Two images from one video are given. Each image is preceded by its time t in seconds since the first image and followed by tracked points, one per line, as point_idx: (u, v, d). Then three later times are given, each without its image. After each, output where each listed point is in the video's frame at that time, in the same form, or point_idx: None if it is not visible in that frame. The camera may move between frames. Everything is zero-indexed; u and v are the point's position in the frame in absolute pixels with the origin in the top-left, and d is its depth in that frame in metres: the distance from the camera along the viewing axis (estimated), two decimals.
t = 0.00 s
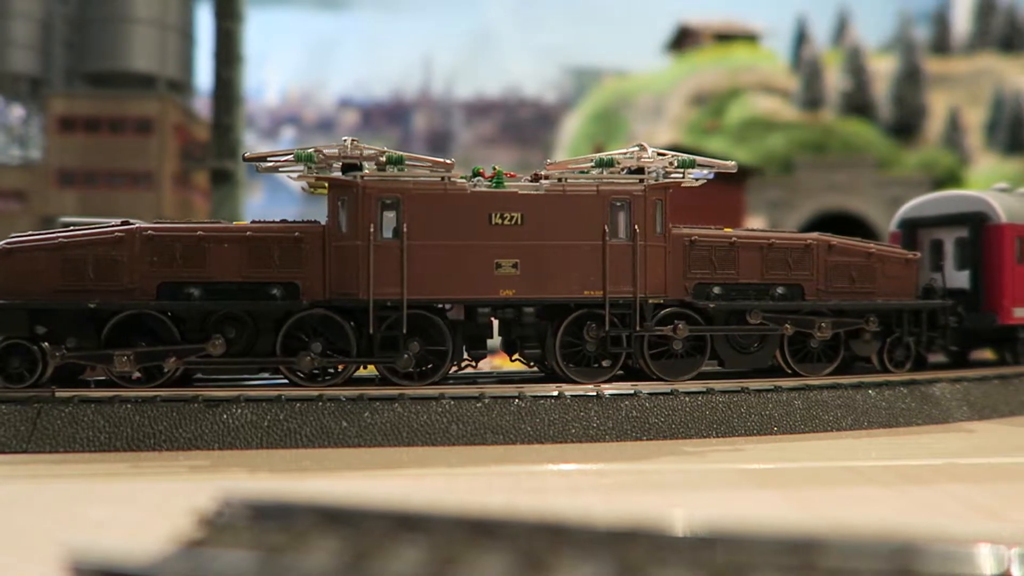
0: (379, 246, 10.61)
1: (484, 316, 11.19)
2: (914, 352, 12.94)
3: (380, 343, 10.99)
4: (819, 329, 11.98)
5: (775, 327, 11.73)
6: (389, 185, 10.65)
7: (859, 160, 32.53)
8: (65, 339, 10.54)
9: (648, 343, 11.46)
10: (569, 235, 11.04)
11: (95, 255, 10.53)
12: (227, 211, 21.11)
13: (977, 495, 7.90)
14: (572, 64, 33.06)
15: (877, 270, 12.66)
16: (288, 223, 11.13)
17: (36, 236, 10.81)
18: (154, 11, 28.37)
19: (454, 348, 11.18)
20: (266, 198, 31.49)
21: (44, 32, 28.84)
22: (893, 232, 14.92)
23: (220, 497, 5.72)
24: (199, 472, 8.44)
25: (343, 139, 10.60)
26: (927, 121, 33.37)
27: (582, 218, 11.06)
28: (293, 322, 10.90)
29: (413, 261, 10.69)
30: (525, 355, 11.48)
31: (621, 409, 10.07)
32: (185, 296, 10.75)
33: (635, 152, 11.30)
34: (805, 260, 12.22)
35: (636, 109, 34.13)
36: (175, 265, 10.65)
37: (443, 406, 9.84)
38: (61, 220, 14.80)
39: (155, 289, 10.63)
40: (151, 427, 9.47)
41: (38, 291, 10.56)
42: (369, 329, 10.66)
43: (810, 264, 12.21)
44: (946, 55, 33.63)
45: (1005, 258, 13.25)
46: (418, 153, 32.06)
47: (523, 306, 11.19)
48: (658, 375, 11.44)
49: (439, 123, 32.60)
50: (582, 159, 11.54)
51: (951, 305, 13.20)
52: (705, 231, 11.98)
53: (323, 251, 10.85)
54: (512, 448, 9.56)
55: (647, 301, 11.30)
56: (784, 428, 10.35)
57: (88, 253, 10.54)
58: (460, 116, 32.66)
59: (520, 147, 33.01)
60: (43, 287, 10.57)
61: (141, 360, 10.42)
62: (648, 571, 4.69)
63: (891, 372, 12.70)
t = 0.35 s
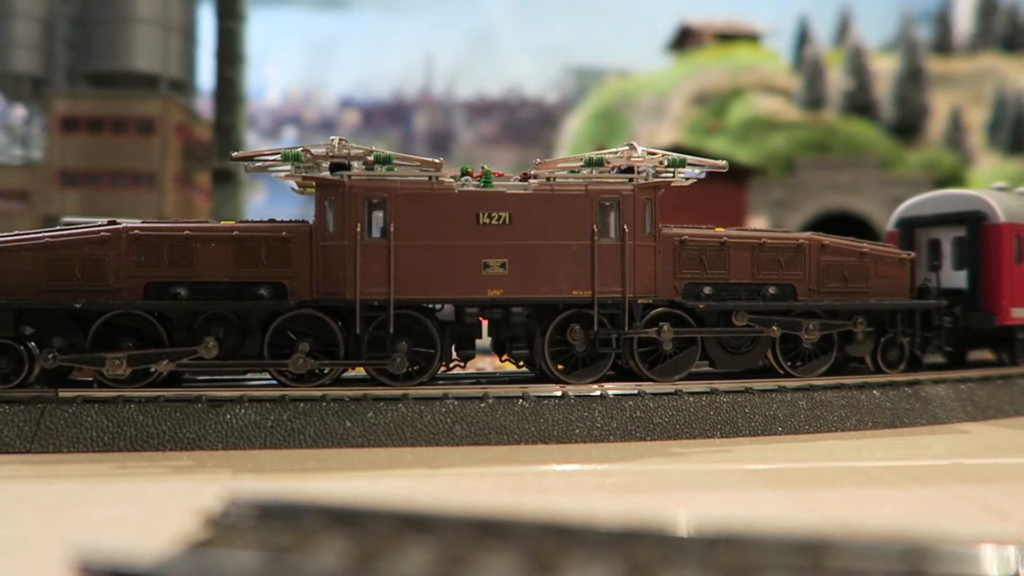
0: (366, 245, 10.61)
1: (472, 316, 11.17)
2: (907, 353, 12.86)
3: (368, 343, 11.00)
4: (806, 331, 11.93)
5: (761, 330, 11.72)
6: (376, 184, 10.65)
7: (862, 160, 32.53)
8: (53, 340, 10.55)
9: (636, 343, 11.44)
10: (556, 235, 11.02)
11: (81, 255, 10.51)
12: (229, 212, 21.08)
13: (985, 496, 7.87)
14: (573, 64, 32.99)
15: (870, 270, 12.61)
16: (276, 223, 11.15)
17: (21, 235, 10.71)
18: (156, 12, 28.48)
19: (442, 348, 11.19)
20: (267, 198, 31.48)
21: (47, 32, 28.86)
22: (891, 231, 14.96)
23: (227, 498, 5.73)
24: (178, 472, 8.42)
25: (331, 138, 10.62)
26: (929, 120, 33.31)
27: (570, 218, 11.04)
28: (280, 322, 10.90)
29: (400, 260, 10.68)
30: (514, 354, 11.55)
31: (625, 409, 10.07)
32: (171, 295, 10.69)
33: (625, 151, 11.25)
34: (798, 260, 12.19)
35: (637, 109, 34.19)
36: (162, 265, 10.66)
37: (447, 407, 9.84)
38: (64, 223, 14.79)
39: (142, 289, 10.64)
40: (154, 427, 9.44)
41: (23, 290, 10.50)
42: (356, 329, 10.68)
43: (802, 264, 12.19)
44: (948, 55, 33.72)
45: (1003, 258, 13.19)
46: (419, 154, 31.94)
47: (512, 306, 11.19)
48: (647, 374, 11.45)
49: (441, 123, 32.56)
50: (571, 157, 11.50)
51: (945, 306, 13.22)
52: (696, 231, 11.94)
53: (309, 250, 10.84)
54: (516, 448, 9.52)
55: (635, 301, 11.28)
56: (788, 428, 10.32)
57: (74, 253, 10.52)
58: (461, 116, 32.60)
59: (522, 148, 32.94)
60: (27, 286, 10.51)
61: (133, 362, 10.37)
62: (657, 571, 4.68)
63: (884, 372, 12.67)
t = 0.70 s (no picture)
0: (362, 245, 10.60)
1: (469, 316, 11.11)
2: (914, 353, 12.71)
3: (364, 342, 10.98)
4: (806, 335, 11.77)
5: (760, 333, 11.59)
6: (373, 183, 10.64)
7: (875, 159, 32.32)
8: (52, 339, 10.54)
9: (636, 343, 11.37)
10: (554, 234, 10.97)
11: (78, 255, 10.54)
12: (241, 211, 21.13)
13: (1008, 498, 7.78)
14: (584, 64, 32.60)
15: (876, 269, 12.49)
16: (273, 222, 11.16)
17: (19, 234, 10.76)
18: (169, 13, 28.57)
19: (441, 347, 11.17)
20: (278, 199, 31.70)
21: (60, 33, 29.02)
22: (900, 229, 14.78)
23: (246, 499, 5.71)
24: (170, 472, 8.42)
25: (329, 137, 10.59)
26: (944, 119, 32.99)
27: (567, 216, 10.98)
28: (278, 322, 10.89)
29: (396, 260, 10.65)
30: (512, 353, 11.50)
31: (641, 409, 10.02)
32: (168, 295, 10.68)
33: (625, 150, 11.19)
34: (802, 260, 12.08)
35: (649, 109, 34.09)
36: (160, 265, 10.67)
37: (461, 407, 9.82)
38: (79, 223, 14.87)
39: (139, 289, 10.64)
40: (170, 427, 9.45)
41: (22, 290, 10.55)
42: (352, 328, 10.66)
43: (806, 263, 12.08)
44: (961, 53, 33.15)
45: (1015, 256, 13.04)
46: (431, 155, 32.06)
47: (509, 306, 11.14)
48: (646, 374, 11.42)
49: (452, 123, 32.53)
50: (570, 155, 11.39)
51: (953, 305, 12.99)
52: (698, 230, 11.87)
53: (306, 249, 10.84)
54: (532, 448, 9.46)
55: (634, 301, 11.20)
56: (805, 428, 10.23)
57: (72, 252, 10.55)
58: (472, 116, 32.55)
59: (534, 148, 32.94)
60: (26, 285, 10.56)
61: (137, 361, 10.39)
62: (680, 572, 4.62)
63: (890, 372, 12.50)
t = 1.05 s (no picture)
0: (365, 243, 10.60)
1: (473, 315, 11.03)
2: (928, 354, 12.50)
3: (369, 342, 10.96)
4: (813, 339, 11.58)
5: (767, 339, 11.42)
6: (376, 181, 10.63)
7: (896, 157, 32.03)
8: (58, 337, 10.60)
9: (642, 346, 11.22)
10: (559, 232, 10.91)
11: (85, 254, 10.66)
12: (260, 211, 21.26)
13: None
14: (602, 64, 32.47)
15: (889, 268, 12.32)
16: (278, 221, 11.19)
17: (29, 234, 10.93)
18: (190, 13, 29.35)
19: (445, 347, 11.12)
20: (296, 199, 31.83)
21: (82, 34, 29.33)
22: (918, 229, 14.61)
23: (271, 498, 5.70)
24: (170, 471, 8.43)
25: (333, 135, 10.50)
26: (967, 116, 32.71)
27: (571, 215, 10.93)
28: (282, 321, 10.91)
29: (399, 258, 10.65)
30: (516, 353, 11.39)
31: (662, 409, 9.94)
32: (174, 294, 10.73)
33: (631, 148, 11.03)
34: (812, 259, 11.95)
35: (666, 109, 33.55)
36: (165, 264, 10.74)
37: (482, 406, 9.80)
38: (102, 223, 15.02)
39: (144, 288, 10.73)
40: (191, 426, 9.47)
41: (30, 289, 10.68)
42: (355, 327, 10.66)
43: (816, 263, 11.94)
44: (985, 50, 32.69)
45: None
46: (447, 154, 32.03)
47: (513, 305, 11.09)
48: (653, 375, 11.28)
49: (469, 122, 32.53)
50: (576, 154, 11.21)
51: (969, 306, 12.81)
52: (705, 229, 11.77)
53: (309, 248, 10.86)
54: (551, 448, 9.40)
55: (639, 300, 11.12)
56: (829, 429, 10.11)
57: (79, 252, 10.68)
58: (489, 115, 32.56)
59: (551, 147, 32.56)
60: (34, 284, 10.69)
61: (148, 358, 10.45)
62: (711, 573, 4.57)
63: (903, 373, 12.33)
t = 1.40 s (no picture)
0: (367, 242, 10.60)
1: (474, 315, 11.08)
2: (940, 355, 12.27)
3: (372, 341, 10.97)
4: (819, 344, 11.42)
5: (773, 344, 11.34)
6: (377, 180, 10.63)
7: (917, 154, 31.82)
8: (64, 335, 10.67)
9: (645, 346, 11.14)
10: (561, 231, 10.86)
11: (89, 253, 10.74)
12: (277, 211, 21.33)
13: None
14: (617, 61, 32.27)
15: (900, 266, 12.16)
16: (280, 220, 11.21)
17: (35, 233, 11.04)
18: (206, 13, 29.07)
19: (448, 346, 11.06)
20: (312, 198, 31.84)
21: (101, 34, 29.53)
22: (934, 226, 14.46)
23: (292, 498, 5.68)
24: (183, 470, 8.44)
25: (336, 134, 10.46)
26: (989, 113, 32.37)
27: (574, 213, 10.87)
28: (286, 319, 10.95)
29: (400, 257, 10.65)
30: (518, 352, 11.36)
31: (680, 409, 9.89)
32: (178, 293, 10.79)
33: (634, 146, 10.89)
34: (820, 257, 11.83)
35: (683, 108, 33.34)
36: (168, 263, 10.80)
37: (500, 406, 9.79)
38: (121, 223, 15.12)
39: (147, 287, 10.79)
40: (211, 424, 9.51)
41: (36, 287, 10.79)
42: (357, 326, 10.68)
43: (824, 261, 11.82)
44: (1007, 45, 32.37)
45: None
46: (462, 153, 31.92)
47: (515, 304, 11.05)
48: (658, 375, 11.18)
49: (485, 121, 32.43)
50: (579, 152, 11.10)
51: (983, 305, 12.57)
52: (708, 227, 11.69)
53: (311, 246, 10.87)
54: (569, 448, 9.34)
55: (643, 299, 11.05)
56: (850, 429, 9.99)
57: (83, 251, 10.76)
58: (503, 114, 32.33)
59: (565, 146, 32.36)
60: (40, 282, 10.80)
61: (156, 353, 10.50)
62: None
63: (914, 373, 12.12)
